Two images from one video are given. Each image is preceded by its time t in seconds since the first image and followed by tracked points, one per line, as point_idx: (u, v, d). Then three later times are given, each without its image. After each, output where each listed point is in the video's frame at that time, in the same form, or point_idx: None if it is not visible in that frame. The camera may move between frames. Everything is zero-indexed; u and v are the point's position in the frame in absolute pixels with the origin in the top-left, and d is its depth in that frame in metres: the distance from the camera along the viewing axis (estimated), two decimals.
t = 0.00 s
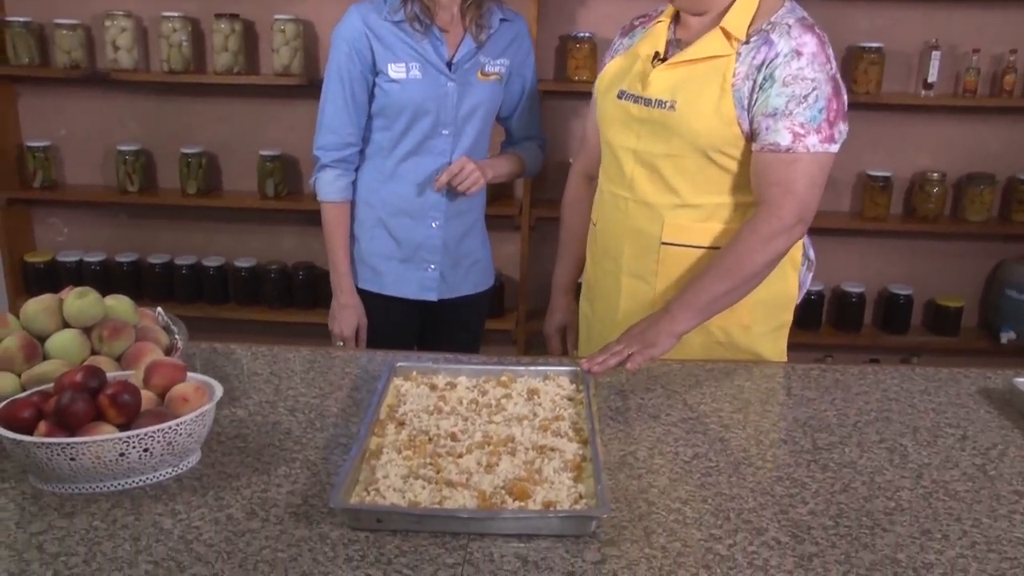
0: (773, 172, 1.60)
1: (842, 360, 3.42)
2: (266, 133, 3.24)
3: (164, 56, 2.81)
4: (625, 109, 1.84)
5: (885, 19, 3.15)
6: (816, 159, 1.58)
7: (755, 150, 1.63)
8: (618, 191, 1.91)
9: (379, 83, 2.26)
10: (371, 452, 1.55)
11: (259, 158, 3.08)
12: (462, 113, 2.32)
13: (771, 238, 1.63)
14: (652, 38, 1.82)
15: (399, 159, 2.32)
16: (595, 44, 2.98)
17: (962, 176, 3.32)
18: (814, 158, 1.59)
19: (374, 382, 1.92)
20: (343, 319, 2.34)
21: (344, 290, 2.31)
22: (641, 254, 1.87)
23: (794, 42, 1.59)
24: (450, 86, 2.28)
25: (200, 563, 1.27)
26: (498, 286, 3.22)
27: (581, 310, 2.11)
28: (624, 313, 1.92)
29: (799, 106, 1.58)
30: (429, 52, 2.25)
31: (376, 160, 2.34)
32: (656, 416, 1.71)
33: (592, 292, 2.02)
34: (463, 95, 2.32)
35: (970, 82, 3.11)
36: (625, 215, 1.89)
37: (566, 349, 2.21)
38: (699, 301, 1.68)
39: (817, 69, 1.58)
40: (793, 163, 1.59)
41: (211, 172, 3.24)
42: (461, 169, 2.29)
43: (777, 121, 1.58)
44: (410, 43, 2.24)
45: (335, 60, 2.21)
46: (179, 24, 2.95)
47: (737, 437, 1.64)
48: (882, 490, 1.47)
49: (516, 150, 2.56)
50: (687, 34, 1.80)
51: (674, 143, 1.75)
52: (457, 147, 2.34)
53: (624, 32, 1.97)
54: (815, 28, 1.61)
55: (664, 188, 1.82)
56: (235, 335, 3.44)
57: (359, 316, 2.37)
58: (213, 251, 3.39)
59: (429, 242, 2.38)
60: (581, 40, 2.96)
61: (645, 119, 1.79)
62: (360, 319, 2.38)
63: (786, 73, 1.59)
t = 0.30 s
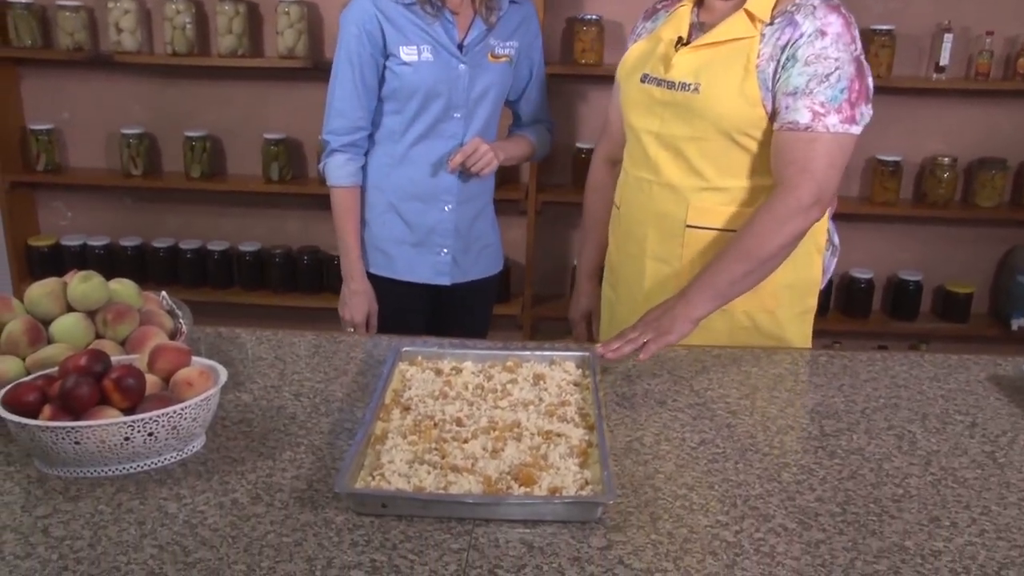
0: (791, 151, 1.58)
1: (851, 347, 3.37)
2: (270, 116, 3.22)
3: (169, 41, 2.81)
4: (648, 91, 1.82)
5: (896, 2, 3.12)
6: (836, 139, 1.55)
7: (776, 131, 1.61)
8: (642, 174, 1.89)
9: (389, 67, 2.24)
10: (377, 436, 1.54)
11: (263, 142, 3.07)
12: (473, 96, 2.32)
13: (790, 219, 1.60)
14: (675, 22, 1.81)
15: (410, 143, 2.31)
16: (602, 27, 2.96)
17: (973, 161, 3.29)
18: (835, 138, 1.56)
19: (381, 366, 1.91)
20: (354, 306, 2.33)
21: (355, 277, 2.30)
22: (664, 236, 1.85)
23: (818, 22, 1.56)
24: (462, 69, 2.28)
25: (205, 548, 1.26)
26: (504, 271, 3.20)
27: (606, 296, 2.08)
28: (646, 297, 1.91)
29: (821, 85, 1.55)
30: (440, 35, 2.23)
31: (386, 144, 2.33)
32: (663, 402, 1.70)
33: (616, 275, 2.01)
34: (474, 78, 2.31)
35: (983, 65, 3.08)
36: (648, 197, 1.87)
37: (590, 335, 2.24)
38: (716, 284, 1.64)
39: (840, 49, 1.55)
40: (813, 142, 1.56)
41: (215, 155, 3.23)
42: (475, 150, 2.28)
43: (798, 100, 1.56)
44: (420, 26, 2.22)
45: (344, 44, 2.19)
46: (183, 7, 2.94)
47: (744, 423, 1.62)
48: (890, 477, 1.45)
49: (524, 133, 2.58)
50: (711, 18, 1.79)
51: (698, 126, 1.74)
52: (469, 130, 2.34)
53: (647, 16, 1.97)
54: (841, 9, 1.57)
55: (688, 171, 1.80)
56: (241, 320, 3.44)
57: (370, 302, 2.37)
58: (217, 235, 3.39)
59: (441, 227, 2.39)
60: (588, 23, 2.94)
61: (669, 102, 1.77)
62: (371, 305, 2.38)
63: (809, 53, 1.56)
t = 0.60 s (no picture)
0: (857, 143, 1.60)
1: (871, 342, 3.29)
2: (273, 102, 3.17)
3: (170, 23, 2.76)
4: (683, 80, 1.81)
5: None
6: (900, 126, 1.58)
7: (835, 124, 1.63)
8: (677, 164, 1.88)
9: (404, 54, 2.24)
10: (382, 432, 1.48)
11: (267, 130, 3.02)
12: (488, 83, 2.34)
13: (864, 215, 1.64)
14: (708, 9, 1.79)
15: (426, 131, 2.32)
16: (615, 12, 2.90)
17: (1000, 151, 3.19)
18: (899, 125, 1.58)
19: (389, 360, 1.85)
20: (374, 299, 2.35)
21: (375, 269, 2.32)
22: (704, 229, 1.84)
23: (865, 7, 1.57)
24: (477, 55, 2.29)
25: (207, 545, 1.21)
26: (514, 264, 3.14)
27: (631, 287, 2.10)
28: (685, 290, 1.90)
29: (879, 73, 1.56)
30: (455, 21, 2.24)
31: (401, 133, 2.34)
32: (676, 397, 1.62)
33: (649, 270, 2.00)
34: (489, 64, 2.33)
35: (1010, 51, 2.98)
36: (686, 189, 1.86)
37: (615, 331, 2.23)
38: (804, 290, 1.69)
39: (891, 33, 1.57)
40: (878, 134, 1.59)
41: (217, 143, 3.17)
42: (495, 135, 2.34)
43: (859, 91, 1.57)
44: (435, 12, 2.22)
45: (356, 31, 2.18)
46: None
47: (760, 420, 1.55)
48: (913, 478, 1.38)
49: (534, 118, 2.61)
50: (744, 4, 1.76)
51: (740, 116, 1.73)
52: (484, 117, 2.37)
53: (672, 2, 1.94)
54: None
55: (729, 161, 1.79)
56: (246, 311, 3.39)
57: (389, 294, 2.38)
58: (219, 225, 3.34)
59: (459, 216, 2.42)
60: (601, 8, 2.87)
61: (707, 92, 1.76)
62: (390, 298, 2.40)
63: (861, 40, 1.57)
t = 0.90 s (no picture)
0: (932, 127, 1.60)
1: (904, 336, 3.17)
2: (272, 86, 3.11)
3: None
4: (733, 67, 1.77)
5: None
6: (974, 104, 1.58)
7: (905, 108, 1.62)
8: (728, 154, 1.85)
9: (416, 34, 2.14)
10: (388, 429, 1.39)
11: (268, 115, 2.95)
12: (504, 64, 2.22)
13: (942, 200, 1.64)
14: None
15: (439, 116, 2.21)
16: None
17: None
18: (972, 102, 1.58)
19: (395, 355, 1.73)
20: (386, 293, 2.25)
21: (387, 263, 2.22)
22: (761, 220, 1.81)
23: None
24: (493, 34, 2.18)
25: (203, 548, 1.17)
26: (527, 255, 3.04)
27: (672, 284, 2.07)
28: (744, 286, 1.87)
29: (950, 51, 1.56)
30: None
31: (414, 118, 2.22)
32: (695, 396, 1.54)
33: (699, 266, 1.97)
34: (506, 45, 2.21)
35: None
36: (739, 179, 1.83)
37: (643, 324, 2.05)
38: (887, 284, 1.68)
39: (958, 8, 1.56)
40: (952, 115, 1.58)
41: (213, 125, 3.12)
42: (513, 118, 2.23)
43: (932, 72, 1.56)
44: None
45: (366, 9, 2.07)
46: None
47: (785, 419, 1.47)
48: (948, 482, 1.32)
49: (552, 103, 2.48)
50: None
51: (800, 102, 1.70)
52: (501, 100, 2.25)
53: None
54: None
55: (786, 149, 1.76)
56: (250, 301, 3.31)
57: (402, 289, 2.28)
58: (215, 212, 3.26)
59: (475, 204, 2.30)
60: None
61: (761, 78, 1.73)
62: (403, 292, 2.29)
63: (929, 18, 1.56)
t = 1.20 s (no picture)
0: (995, 101, 1.52)
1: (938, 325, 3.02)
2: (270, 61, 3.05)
3: None
4: (775, 42, 1.67)
5: None
6: None
7: (962, 82, 1.55)
8: (767, 134, 1.74)
9: (425, 5, 2.02)
10: (392, 421, 1.28)
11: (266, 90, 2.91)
12: (518, 38, 2.10)
13: (1006, 179, 1.56)
14: None
15: (449, 92, 2.09)
16: None
17: None
18: None
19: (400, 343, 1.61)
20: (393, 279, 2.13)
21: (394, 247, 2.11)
22: (809, 205, 1.71)
23: None
24: (506, 6, 2.05)
25: (199, 544, 1.07)
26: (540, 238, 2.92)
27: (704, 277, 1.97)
28: (791, 276, 1.76)
29: (1014, 19, 1.48)
30: None
31: (423, 94, 2.11)
32: (716, 386, 1.42)
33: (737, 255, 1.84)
34: (520, 17, 2.09)
35: None
36: (782, 161, 1.72)
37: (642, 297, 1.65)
38: (949, 272, 1.58)
39: None
40: (1016, 86, 1.51)
41: (208, 101, 3.07)
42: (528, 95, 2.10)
43: (994, 42, 1.49)
44: None
45: None
46: None
47: (810, 412, 1.35)
48: (984, 479, 1.20)
49: (567, 79, 2.36)
50: None
51: (851, 78, 1.62)
52: (514, 76, 2.13)
53: None
54: None
55: (834, 128, 1.67)
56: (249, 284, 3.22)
57: (410, 274, 2.16)
58: (211, 192, 3.21)
59: (487, 184, 2.19)
60: None
61: (807, 53, 1.64)
62: (410, 278, 2.17)
63: None
